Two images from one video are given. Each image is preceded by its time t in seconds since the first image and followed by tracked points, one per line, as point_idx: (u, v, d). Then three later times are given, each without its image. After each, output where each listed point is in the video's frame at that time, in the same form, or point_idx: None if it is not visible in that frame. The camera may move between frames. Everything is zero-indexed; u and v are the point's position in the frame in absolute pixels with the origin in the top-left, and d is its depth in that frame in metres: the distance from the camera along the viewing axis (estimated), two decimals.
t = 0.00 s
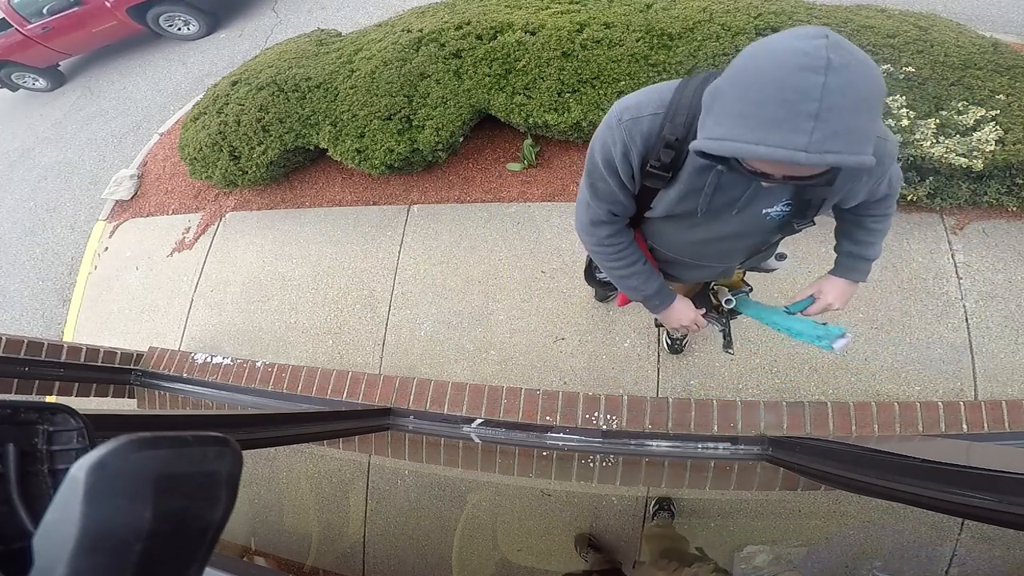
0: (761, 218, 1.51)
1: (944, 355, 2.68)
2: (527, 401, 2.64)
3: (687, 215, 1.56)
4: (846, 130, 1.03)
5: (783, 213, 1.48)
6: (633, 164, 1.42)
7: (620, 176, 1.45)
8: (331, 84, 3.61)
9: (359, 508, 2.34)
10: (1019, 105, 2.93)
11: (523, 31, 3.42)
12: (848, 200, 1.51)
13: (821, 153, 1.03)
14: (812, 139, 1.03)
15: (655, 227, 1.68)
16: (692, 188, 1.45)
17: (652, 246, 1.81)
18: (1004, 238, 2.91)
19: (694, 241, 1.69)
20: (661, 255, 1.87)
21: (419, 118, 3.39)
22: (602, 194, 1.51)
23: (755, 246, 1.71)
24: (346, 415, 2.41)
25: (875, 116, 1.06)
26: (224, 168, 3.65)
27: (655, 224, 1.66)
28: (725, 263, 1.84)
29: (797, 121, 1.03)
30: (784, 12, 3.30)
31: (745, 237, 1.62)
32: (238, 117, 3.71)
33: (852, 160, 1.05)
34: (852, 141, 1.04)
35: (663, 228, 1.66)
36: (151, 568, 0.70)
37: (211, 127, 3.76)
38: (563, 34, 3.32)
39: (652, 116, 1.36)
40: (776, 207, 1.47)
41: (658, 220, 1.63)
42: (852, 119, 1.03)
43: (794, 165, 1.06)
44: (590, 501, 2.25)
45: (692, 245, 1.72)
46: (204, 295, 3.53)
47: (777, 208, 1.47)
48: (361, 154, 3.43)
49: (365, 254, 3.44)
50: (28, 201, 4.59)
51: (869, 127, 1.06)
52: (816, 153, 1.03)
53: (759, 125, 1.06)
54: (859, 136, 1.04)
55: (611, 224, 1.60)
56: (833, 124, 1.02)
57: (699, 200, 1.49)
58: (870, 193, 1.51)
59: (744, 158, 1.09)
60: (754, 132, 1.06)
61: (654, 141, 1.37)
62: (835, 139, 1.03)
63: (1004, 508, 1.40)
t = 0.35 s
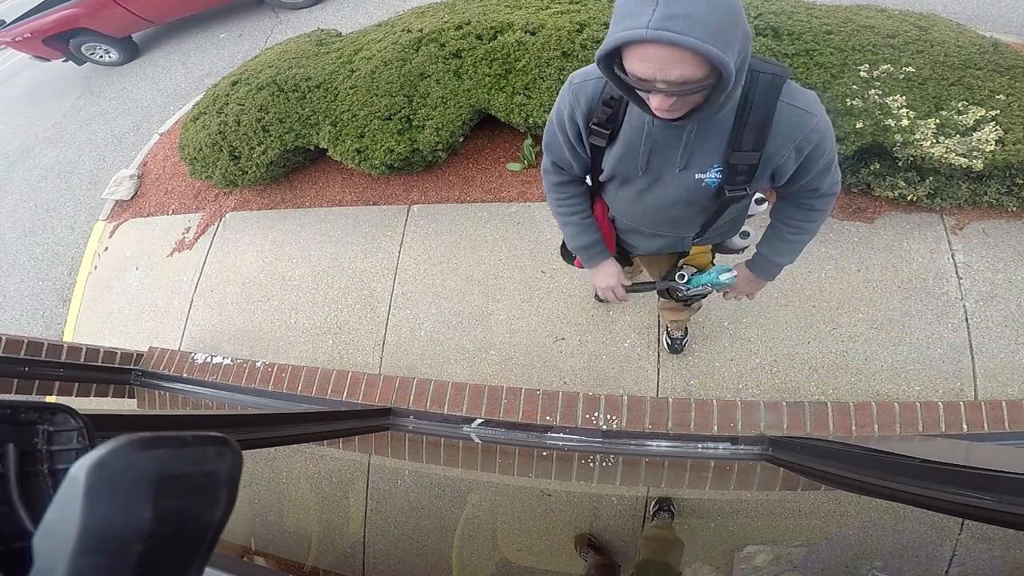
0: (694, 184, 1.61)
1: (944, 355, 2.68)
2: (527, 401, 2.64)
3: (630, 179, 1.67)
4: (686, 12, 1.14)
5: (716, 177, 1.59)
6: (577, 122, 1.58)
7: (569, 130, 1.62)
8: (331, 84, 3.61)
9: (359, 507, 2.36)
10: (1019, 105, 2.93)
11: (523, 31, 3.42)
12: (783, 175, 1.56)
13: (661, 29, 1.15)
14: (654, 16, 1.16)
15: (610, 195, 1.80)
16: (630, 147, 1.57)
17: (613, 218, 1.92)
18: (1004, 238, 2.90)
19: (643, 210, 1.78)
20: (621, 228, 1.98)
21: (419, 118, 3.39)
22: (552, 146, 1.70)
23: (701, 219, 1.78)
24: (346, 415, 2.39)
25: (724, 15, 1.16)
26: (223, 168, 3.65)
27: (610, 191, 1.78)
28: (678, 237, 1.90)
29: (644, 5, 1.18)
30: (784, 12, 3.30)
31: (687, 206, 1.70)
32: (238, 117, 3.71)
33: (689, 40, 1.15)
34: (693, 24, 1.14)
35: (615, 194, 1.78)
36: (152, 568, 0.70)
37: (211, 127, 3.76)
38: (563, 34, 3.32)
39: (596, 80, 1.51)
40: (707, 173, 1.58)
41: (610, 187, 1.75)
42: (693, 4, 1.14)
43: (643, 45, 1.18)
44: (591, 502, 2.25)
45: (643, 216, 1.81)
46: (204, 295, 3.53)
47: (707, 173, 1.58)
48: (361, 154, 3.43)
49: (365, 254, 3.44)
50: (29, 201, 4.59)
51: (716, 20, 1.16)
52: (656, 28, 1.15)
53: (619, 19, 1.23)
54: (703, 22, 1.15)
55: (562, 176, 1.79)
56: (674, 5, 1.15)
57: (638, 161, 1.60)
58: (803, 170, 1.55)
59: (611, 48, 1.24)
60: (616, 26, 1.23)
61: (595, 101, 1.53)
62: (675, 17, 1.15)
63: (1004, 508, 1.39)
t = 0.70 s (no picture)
0: (658, 171, 1.65)
1: (944, 355, 2.68)
2: (527, 401, 2.65)
3: (598, 167, 1.75)
4: None
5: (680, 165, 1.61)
6: (549, 105, 1.78)
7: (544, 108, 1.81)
8: (331, 84, 3.61)
9: (359, 508, 2.36)
10: (1019, 105, 2.93)
11: (523, 31, 3.42)
12: (748, 168, 1.56)
13: None
14: None
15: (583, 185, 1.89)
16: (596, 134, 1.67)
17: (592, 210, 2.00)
18: (1004, 238, 2.90)
19: (615, 202, 1.83)
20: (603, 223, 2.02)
21: (419, 118, 3.39)
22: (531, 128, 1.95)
23: (675, 212, 1.79)
24: (346, 415, 2.38)
25: None
26: (224, 168, 3.65)
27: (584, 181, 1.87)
28: (653, 230, 1.91)
29: None
30: (785, 12, 3.30)
31: (656, 196, 1.73)
32: (238, 117, 3.71)
33: None
34: None
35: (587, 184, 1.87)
36: (152, 568, 0.70)
37: (211, 127, 3.76)
38: (563, 34, 3.32)
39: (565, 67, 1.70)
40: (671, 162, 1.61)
41: (584, 177, 1.85)
42: None
43: None
44: (591, 502, 2.25)
45: (617, 207, 1.85)
46: (203, 295, 3.53)
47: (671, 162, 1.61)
48: (361, 154, 3.43)
49: (365, 254, 3.44)
50: (28, 201, 4.59)
51: None
52: None
53: None
54: None
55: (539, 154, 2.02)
56: None
57: (605, 148, 1.68)
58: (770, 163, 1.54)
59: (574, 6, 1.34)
60: None
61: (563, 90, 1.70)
62: None
63: (1003, 508, 1.39)
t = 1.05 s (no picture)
0: (639, 180, 1.65)
1: (944, 355, 2.68)
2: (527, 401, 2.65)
3: (587, 171, 1.76)
4: None
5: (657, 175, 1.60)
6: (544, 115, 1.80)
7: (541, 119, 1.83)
8: (331, 84, 3.61)
9: (359, 509, 2.35)
10: (1019, 105, 2.93)
11: (523, 31, 3.42)
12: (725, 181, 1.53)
13: None
14: None
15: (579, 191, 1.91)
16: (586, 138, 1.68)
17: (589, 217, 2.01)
18: (1004, 238, 2.90)
19: (607, 207, 1.84)
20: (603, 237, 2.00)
21: (419, 118, 3.39)
22: (528, 139, 1.95)
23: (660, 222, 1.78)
24: (345, 415, 2.38)
25: None
26: (224, 168, 3.65)
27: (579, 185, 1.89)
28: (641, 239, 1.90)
29: None
30: (785, 12, 3.30)
31: (640, 204, 1.73)
32: (238, 117, 3.71)
33: None
34: None
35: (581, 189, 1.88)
36: (151, 568, 0.70)
37: (211, 127, 3.76)
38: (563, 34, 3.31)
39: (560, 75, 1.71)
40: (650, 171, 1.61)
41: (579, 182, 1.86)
42: None
43: None
44: (591, 502, 2.25)
45: (607, 212, 1.86)
46: (203, 295, 3.53)
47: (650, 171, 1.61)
48: (361, 154, 3.43)
49: (365, 254, 3.44)
50: (28, 201, 4.59)
51: None
52: None
53: None
54: None
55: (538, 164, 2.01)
56: None
57: (593, 154, 1.69)
58: (744, 179, 1.50)
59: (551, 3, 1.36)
60: None
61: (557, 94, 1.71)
62: None
63: (1004, 508, 1.39)
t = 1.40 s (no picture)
0: (672, 219, 1.57)
1: (944, 355, 2.68)
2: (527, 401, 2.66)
3: (610, 212, 1.64)
4: (705, 35, 1.06)
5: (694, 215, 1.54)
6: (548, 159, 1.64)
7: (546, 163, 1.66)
8: (331, 84, 3.61)
9: (359, 509, 2.34)
10: (1019, 105, 2.93)
11: (523, 31, 3.42)
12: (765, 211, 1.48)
13: (693, 60, 1.04)
14: (680, 48, 1.05)
15: (595, 230, 1.78)
16: (610, 182, 1.55)
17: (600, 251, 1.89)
18: (1004, 238, 2.90)
19: (630, 244, 1.74)
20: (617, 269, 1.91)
21: (419, 118, 3.39)
22: (530, 189, 1.79)
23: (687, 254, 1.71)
24: (345, 415, 2.39)
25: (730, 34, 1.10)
26: (224, 168, 3.65)
27: (595, 224, 1.76)
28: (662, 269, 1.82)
29: (659, 39, 1.06)
30: (785, 11, 3.29)
31: (668, 240, 1.65)
32: (238, 117, 3.71)
33: (725, 65, 1.04)
34: (716, 49, 1.05)
35: (598, 228, 1.76)
36: (151, 568, 0.70)
37: (211, 127, 3.76)
38: (563, 34, 3.31)
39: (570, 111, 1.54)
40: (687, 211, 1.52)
41: (595, 222, 1.73)
42: (704, 28, 1.06)
43: (678, 83, 1.05)
44: (591, 501, 2.25)
45: (628, 249, 1.76)
46: (204, 295, 3.53)
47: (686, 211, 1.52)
48: (361, 154, 3.43)
49: (365, 254, 3.44)
50: (28, 201, 4.59)
51: (730, 41, 1.08)
52: (688, 60, 1.04)
53: (627, 60, 1.10)
54: (720, 45, 1.06)
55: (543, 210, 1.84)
56: (693, 31, 1.05)
57: (620, 196, 1.58)
58: (789, 207, 1.46)
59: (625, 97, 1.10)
60: (626, 68, 1.10)
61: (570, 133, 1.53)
62: (702, 45, 1.05)
63: (1004, 509, 1.39)
